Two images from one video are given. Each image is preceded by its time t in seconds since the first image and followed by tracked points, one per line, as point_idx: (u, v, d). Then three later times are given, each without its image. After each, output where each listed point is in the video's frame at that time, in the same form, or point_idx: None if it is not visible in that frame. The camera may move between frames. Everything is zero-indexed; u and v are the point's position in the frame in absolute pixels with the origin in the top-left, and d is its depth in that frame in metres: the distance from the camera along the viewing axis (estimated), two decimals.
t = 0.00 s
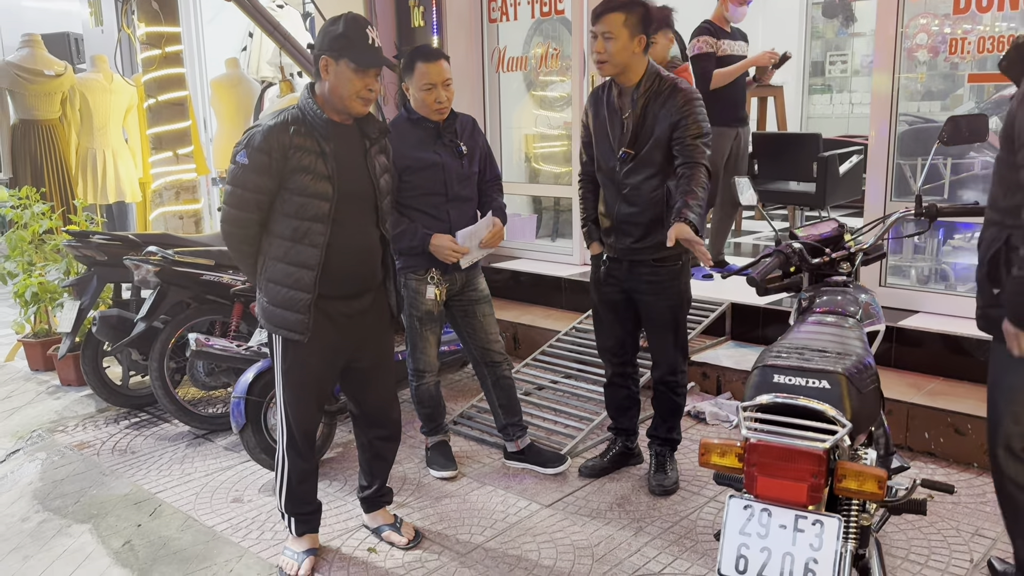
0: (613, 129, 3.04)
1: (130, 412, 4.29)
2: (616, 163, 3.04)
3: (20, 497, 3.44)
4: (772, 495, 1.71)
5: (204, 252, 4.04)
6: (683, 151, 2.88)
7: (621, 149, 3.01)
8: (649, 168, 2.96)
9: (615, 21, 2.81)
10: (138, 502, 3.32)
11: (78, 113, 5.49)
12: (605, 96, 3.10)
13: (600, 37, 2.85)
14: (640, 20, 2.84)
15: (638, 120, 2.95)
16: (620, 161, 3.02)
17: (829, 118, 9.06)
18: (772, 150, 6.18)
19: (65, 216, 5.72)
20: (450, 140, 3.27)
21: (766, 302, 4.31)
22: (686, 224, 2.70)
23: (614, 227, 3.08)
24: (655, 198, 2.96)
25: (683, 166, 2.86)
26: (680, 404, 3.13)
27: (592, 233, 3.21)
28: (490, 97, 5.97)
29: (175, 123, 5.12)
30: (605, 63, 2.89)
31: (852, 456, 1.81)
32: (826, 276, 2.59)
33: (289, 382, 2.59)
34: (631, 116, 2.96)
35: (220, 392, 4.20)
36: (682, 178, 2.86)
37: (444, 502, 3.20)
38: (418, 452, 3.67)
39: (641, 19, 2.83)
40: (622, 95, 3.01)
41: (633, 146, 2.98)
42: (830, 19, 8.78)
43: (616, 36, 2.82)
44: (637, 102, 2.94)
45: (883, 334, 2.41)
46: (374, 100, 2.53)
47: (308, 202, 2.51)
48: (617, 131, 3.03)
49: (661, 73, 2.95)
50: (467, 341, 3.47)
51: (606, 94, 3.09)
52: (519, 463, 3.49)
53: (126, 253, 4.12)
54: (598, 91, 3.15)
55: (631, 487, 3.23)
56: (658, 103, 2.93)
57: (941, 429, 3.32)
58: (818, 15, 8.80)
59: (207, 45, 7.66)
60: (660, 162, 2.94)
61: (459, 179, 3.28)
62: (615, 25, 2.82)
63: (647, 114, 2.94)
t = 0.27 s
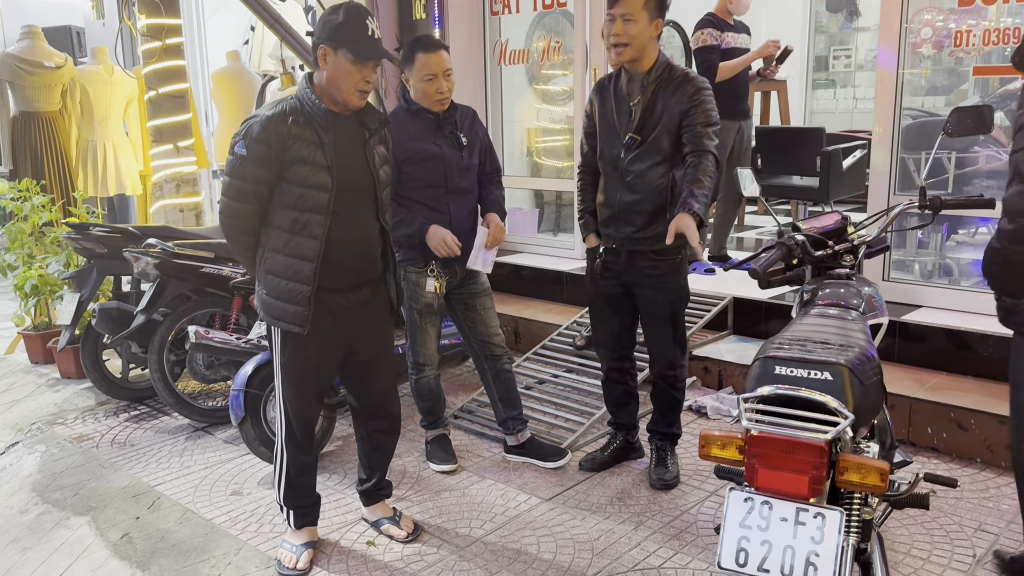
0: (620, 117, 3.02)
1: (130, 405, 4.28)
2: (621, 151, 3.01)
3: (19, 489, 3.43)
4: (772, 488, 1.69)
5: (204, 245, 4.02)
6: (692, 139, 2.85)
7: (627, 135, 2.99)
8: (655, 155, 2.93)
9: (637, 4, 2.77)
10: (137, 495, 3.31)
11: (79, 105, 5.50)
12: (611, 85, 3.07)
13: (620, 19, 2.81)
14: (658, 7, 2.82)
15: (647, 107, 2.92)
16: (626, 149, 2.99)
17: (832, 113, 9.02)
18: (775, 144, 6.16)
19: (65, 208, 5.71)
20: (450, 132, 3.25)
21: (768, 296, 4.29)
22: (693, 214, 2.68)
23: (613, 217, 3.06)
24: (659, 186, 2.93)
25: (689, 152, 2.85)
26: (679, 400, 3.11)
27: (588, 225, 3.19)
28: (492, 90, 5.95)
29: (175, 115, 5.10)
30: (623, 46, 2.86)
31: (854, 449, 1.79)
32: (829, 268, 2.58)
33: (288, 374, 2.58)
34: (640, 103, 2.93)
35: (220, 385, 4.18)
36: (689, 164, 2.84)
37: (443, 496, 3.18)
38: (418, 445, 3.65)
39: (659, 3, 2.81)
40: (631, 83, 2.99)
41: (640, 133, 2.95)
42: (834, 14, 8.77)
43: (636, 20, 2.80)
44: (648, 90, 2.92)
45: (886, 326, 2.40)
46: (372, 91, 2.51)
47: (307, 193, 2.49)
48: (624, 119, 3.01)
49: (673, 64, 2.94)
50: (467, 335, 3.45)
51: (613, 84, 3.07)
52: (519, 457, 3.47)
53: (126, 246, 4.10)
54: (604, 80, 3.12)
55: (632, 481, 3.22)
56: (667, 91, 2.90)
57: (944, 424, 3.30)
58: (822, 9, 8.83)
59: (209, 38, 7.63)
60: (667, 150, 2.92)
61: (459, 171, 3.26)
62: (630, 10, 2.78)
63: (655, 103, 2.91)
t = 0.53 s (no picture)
0: (628, 110, 2.98)
1: (126, 401, 4.25)
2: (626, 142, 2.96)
3: (13, 485, 3.40)
4: (774, 487, 1.66)
5: (201, 240, 3.99)
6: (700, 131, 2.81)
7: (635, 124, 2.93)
8: (660, 147, 2.88)
9: None
10: (131, 491, 3.28)
11: (76, 99, 5.47)
12: (620, 84, 3.03)
13: (635, 11, 2.78)
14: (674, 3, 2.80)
15: (657, 100, 2.88)
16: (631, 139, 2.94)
17: (835, 111, 8.96)
18: (778, 141, 6.11)
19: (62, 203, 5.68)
20: (449, 126, 3.21)
21: (770, 293, 4.25)
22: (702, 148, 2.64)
23: (610, 211, 3.01)
24: (660, 177, 2.89)
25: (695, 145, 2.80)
26: (675, 399, 3.08)
27: (580, 221, 3.14)
28: (493, 86, 5.90)
29: (173, 109, 5.07)
30: (637, 39, 2.83)
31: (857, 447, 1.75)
32: (832, 264, 2.53)
33: (282, 370, 2.54)
34: (651, 94, 2.89)
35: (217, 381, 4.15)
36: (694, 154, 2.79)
37: (441, 494, 3.15)
38: (416, 443, 3.62)
39: None
40: (642, 79, 2.95)
41: (648, 123, 2.90)
42: (837, 11, 8.71)
43: (649, 12, 2.77)
44: (660, 84, 2.88)
45: (890, 324, 2.36)
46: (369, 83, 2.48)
47: (302, 187, 2.45)
48: (632, 111, 2.96)
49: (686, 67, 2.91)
50: (465, 331, 3.41)
51: (621, 82, 3.02)
52: (518, 455, 3.44)
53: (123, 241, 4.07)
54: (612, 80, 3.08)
55: (631, 479, 3.18)
56: (677, 87, 2.87)
57: (948, 423, 3.26)
58: (825, 6, 8.77)
59: (209, 33, 7.60)
60: (673, 143, 2.87)
61: (457, 165, 3.22)
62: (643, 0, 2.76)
63: (667, 96, 2.87)
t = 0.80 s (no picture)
0: (628, 108, 2.92)
1: (121, 401, 4.21)
2: (626, 141, 2.92)
3: (4, 486, 3.36)
4: (777, 494, 1.61)
5: (197, 239, 3.94)
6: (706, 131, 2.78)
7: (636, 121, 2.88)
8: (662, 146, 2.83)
9: None
10: (124, 493, 3.23)
11: (74, 96, 5.42)
12: (619, 81, 2.98)
13: (634, 5, 2.72)
14: None
15: (658, 98, 2.84)
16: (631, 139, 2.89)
17: (838, 112, 8.92)
18: (780, 141, 6.07)
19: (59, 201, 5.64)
20: (446, 124, 3.16)
21: (772, 295, 4.20)
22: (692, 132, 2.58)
23: (611, 211, 2.97)
24: (662, 176, 2.84)
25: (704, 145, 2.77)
26: (676, 402, 3.02)
27: (580, 221, 3.11)
28: (494, 85, 5.86)
29: (171, 107, 5.00)
30: (635, 34, 2.77)
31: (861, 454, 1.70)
32: (835, 265, 2.48)
33: (276, 371, 2.50)
34: (651, 91, 2.85)
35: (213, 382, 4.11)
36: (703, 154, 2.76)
37: (437, 497, 3.10)
38: (413, 445, 3.57)
39: None
40: (641, 75, 2.90)
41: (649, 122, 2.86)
42: (840, 11, 8.66)
43: (649, 6, 2.71)
44: (660, 81, 2.84)
45: (894, 326, 2.31)
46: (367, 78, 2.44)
47: (295, 185, 2.41)
48: (632, 109, 2.91)
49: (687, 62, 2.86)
50: (462, 333, 3.37)
51: (619, 79, 2.98)
52: (516, 458, 3.39)
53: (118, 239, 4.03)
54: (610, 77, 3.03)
55: (630, 483, 3.13)
56: (677, 84, 2.83)
57: (953, 426, 3.21)
58: (828, 6, 8.71)
59: (209, 32, 7.55)
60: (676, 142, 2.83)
61: (454, 163, 3.18)
62: None
63: (668, 93, 2.83)
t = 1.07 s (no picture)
0: (624, 109, 2.89)
1: (116, 403, 4.18)
2: (626, 143, 2.89)
3: None
4: (775, 502, 1.57)
5: (193, 240, 3.91)
6: (707, 137, 2.78)
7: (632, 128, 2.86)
8: (664, 149, 2.82)
9: None
10: (117, 497, 3.20)
11: (71, 96, 5.39)
12: (612, 77, 2.95)
13: (616, 8, 2.73)
14: None
15: (654, 99, 2.81)
16: (631, 142, 2.87)
17: (839, 114, 8.88)
18: (782, 144, 6.03)
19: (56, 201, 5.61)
20: (443, 124, 3.13)
21: (773, 298, 4.16)
22: (675, 198, 2.68)
23: (617, 215, 2.94)
24: (669, 183, 2.83)
25: (709, 154, 2.78)
26: (680, 403, 2.99)
27: (584, 223, 3.06)
28: (493, 86, 5.83)
29: (169, 107, 4.98)
30: (620, 37, 2.77)
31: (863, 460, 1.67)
32: (837, 268, 2.45)
33: (270, 374, 2.47)
34: (647, 93, 2.82)
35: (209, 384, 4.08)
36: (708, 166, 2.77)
37: (433, 502, 3.07)
38: (410, 448, 3.54)
39: None
40: (635, 73, 2.87)
41: (647, 125, 2.83)
42: (842, 14, 8.62)
43: (633, 9, 2.71)
44: (654, 80, 2.81)
45: (897, 329, 2.28)
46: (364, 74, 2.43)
47: (289, 184, 2.38)
48: (628, 111, 2.88)
49: (679, 57, 2.84)
50: (460, 335, 3.34)
51: (613, 76, 2.95)
52: (513, 462, 3.36)
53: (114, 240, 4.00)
54: (602, 73, 2.99)
55: (628, 488, 3.10)
56: (671, 81, 2.80)
57: (955, 432, 3.18)
58: (830, 9, 8.68)
59: (208, 32, 7.54)
60: (676, 146, 2.82)
61: (452, 165, 3.15)
62: None
63: (663, 93, 2.80)
